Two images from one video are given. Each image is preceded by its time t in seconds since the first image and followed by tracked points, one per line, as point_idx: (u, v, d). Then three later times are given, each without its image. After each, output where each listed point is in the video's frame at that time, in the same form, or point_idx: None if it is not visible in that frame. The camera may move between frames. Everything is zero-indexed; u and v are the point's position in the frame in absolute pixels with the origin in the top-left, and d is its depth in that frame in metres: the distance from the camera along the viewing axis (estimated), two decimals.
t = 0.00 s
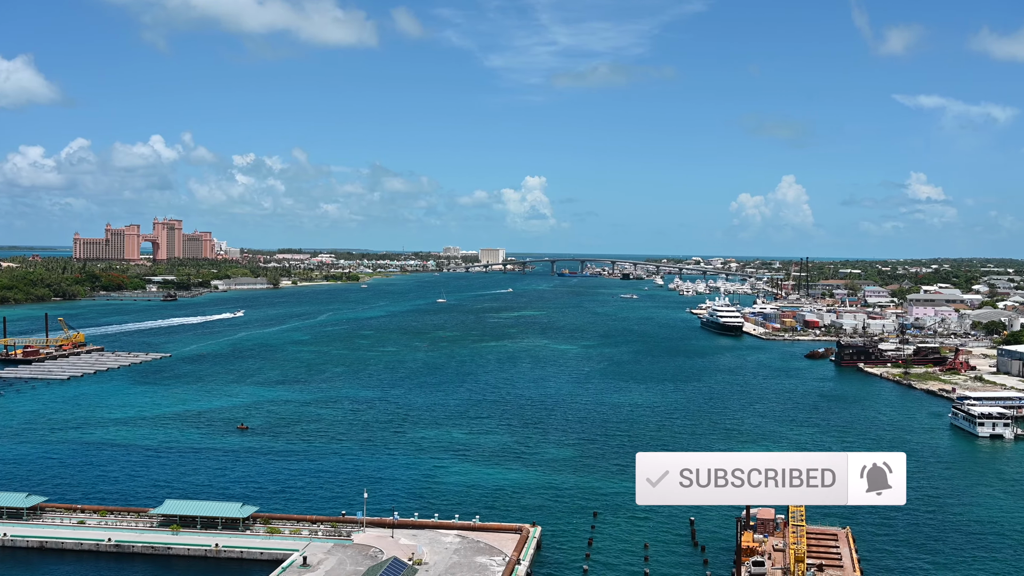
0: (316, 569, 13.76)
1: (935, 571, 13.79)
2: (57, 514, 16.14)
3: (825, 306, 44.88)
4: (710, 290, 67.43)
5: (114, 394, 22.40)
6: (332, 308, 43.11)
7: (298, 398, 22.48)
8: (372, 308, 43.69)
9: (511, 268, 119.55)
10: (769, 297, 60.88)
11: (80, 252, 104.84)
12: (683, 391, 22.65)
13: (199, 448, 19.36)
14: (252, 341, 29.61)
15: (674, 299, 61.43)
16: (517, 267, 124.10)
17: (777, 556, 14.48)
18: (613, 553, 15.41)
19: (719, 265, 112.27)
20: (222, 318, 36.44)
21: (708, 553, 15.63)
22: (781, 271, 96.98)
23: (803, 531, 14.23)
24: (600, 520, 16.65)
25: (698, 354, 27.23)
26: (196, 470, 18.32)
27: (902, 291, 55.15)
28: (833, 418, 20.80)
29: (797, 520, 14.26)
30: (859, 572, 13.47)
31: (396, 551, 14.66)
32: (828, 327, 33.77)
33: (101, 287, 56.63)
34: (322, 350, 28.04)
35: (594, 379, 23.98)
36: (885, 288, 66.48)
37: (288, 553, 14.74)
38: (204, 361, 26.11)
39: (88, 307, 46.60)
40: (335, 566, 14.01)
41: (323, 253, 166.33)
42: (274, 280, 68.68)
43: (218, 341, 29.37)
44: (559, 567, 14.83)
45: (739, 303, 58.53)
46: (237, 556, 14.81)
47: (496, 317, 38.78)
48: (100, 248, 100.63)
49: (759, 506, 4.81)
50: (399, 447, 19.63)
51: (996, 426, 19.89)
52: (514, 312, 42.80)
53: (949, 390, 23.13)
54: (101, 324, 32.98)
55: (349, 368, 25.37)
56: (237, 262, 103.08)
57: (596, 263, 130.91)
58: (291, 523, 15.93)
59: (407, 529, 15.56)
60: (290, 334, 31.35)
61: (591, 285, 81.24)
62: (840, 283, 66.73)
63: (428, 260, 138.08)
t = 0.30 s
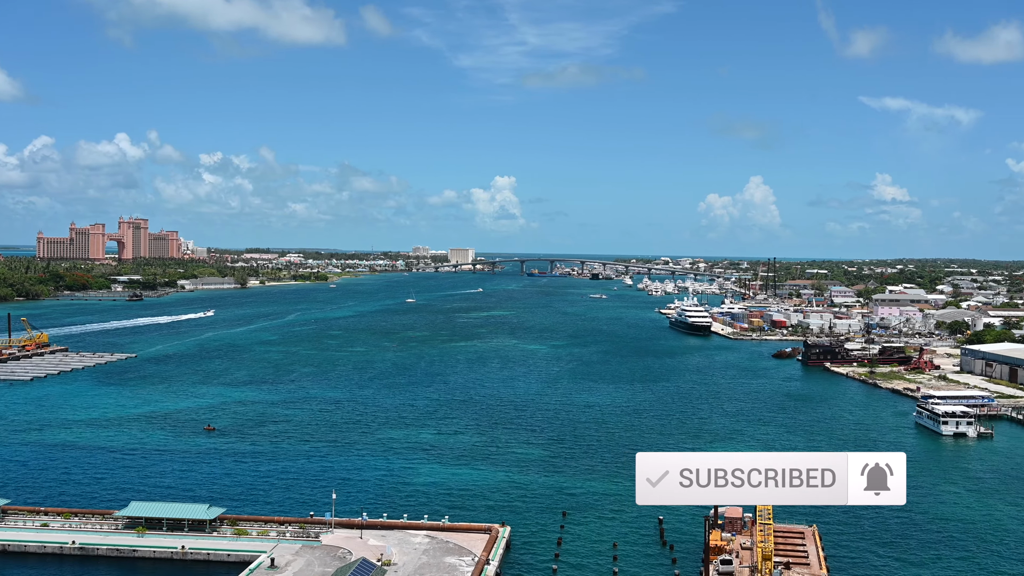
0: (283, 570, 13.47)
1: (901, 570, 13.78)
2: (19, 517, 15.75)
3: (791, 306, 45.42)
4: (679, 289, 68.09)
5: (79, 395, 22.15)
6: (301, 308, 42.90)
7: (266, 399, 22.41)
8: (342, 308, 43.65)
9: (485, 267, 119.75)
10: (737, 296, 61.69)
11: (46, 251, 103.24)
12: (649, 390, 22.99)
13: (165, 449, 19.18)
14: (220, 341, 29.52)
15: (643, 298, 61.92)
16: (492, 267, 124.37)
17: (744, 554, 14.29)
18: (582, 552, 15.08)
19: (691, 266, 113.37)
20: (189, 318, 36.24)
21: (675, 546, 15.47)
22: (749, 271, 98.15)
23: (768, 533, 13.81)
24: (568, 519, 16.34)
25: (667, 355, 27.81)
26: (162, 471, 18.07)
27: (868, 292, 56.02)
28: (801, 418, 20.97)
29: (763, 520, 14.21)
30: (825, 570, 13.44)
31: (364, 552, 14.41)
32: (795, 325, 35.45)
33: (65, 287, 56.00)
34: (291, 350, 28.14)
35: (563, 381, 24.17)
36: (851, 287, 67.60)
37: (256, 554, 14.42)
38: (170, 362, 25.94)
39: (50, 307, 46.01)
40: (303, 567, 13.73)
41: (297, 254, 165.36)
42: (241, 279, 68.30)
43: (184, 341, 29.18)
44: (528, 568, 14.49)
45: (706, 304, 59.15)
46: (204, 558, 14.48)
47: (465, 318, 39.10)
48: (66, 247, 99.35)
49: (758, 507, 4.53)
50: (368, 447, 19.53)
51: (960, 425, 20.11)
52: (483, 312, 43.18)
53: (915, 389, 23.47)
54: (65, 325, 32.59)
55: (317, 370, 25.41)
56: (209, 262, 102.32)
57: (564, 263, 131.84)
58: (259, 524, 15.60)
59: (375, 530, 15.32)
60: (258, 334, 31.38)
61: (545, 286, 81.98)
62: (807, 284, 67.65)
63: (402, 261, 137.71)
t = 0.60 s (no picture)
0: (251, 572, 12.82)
1: (868, 571, 13.55)
2: None
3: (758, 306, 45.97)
4: (648, 289, 68.66)
5: (43, 396, 21.91)
6: (269, 308, 42.59)
7: (234, 400, 22.41)
8: (312, 308, 43.56)
9: (460, 268, 119.78)
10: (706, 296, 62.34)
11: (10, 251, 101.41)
12: (614, 391, 23.54)
13: (131, 449, 18.98)
14: (187, 341, 29.47)
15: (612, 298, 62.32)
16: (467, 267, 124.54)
17: (713, 554, 13.90)
18: (553, 553, 14.67)
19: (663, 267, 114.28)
20: (155, 318, 36.02)
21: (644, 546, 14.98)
22: (719, 271, 99.04)
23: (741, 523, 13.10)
24: (539, 520, 15.92)
25: (637, 356, 29.32)
26: (127, 472, 17.78)
27: (835, 291, 56.74)
28: (768, 417, 21.15)
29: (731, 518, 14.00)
30: (791, 568, 13.38)
31: (333, 553, 13.79)
32: (764, 325, 37.93)
33: (27, 287, 55.25)
34: (260, 350, 28.42)
35: (532, 380, 24.93)
36: (818, 287, 68.56)
37: (223, 556, 13.80)
38: (137, 362, 25.78)
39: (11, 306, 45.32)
40: (272, 569, 13.07)
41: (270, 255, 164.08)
42: (207, 279, 67.80)
43: (151, 341, 29.01)
44: (500, 570, 14.03)
45: (676, 303, 59.52)
46: (170, 561, 13.91)
47: (433, 319, 39.51)
48: (31, 247, 97.87)
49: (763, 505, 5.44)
50: (337, 448, 19.43)
51: (925, 423, 20.32)
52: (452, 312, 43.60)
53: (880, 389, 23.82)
54: (28, 325, 32.20)
55: (285, 372, 25.49)
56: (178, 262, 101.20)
57: (535, 263, 132.47)
58: (226, 526, 14.91)
59: (344, 531, 14.74)
60: (227, 334, 31.48)
61: (515, 285, 82.02)
62: (775, 284, 68.45)
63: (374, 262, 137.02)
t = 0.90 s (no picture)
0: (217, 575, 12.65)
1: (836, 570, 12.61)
2: None
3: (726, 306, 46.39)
4: (616, 290, 69.28)
5: (4, 398, 21.58)
6: (237, 308, 42.29)
7: (199, 401, 22.25)
8: (280, 308, 43.34)
9: (436, 268, 119.88)
10: (673, 297, 62.97)
11: None
12: (580, 393, 23.85)
13: (94, 451, 18.71)
14: (153, 342, 29.25)
15: (581, 298, 62.70)
16: (443, 267, 124.70)
17: (682, 552, 12.87)
18: (520, 551, 14.24)
19: (637, 267, 115.15)
20: (121, 318, 35.69)
21: (614, 546, 14.32)
22: (685, 271, 100.54)
23: (708, 526, 12.50)
24: (507, 519, 15.55)
25: (604, 356, 29.83)
26: (90, 474, 17.48)
27: (801, 292, 57.46)
28: (735, 417, 21.25)
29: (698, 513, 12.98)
30: (760, 566, 12.42)
31: (301, 554, 13.58)
32: (731, 325, 38.60)
33: None
34: (226, 350, 28.30)
35: (501, 380, 25.81)
36: (785, 287, 69.51)
37: (189, 558, 13.55)
38: (101, 363, 25.51)
39: None
40: (239, 571, 12.89)
41: (244, 254, 163.05)
42: (174, 278, 67.29)
43: (116, 342, 28.76)
44: (467, 570, 13.59)
45: (643, 303, 59.79)
46: (136, 563, 13.54)
47: (403, 319, 39.65)
48: None
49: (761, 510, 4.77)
50: (303, 449, 19.33)
51: (890, 422, 20.50)
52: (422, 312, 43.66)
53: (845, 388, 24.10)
54: None
55: (252, 372, 25.40)
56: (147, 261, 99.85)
57: (505, 263, 132.87)
58: (193, 527, 14.70)
59: (312, 532, 14.54)
60: (194, 334, 31.30)
61: (487, 285, 82.24)
62: (742, 284, 69.43)
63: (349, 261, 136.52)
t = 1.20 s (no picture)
0: None
1: (804, 567, 12.41)
2: None
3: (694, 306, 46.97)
4: (584, 290, 69.69)
5: None
6: (203, 308, 41.64)
7: (165, 401, 22.01)
8: (246, 308, 42.87)
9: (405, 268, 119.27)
10: (641, 296, 63.55)
11: None
12: (549, 393, 24.09)
13: (57, 452, 18.43)
14: (117, 341, 28.81)
15: (550, 299, 62.94)
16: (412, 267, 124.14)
17: (649, 551, 12.76)
18: (488, 552, 14.27)
19: (606, 267, 115.84)
20: (82, 318, 35.04)
21: (581, 544, 14.49)
22: (653, 271, 101.47)
23: (674, 524, 12.22)
24: (476, 518, 15.67)
25: (572, 356, 30.08)
26: (52, 475, 17.22)
27: (767, 292, 58.33)
28: (703, 417, 21.54)
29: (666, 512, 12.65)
30: (727, 564, 12.16)
31: (267, 555, 13.50)
32: (698, 325, 39.16)
33: None
34: (192, 350, 27.98)
35: (468, 380, 25.89)
36: (751, 287, 70.51)
37: (153, 560, 13.41)
38: (64, 363, 25.07)
39: None
40: (203, 573, 12.78)
41: (208, 253, 160.43)
42: (138, 277, 66.01)
43: (78, 342, 28.29)
44: (435, 570, 13.65)
45: (610, 303, 60.11)
46: (99, 566, 13.37)
47: (372, 319, 39.48)
48: None
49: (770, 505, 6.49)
50: (270, 450, 19.21)
51: (854, 421, 20.95)
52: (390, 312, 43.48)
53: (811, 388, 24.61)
54: None
55: (219, 372, 25.17)
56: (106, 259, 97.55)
57: (474, 263, 132.74)
58: (157, 529, 14.55)
59: (279, 533, 14.47)
60: (159, 334, 30.88)
61: (456, 284, 81.99)
62: (708, 284, 70.27)
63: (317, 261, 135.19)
